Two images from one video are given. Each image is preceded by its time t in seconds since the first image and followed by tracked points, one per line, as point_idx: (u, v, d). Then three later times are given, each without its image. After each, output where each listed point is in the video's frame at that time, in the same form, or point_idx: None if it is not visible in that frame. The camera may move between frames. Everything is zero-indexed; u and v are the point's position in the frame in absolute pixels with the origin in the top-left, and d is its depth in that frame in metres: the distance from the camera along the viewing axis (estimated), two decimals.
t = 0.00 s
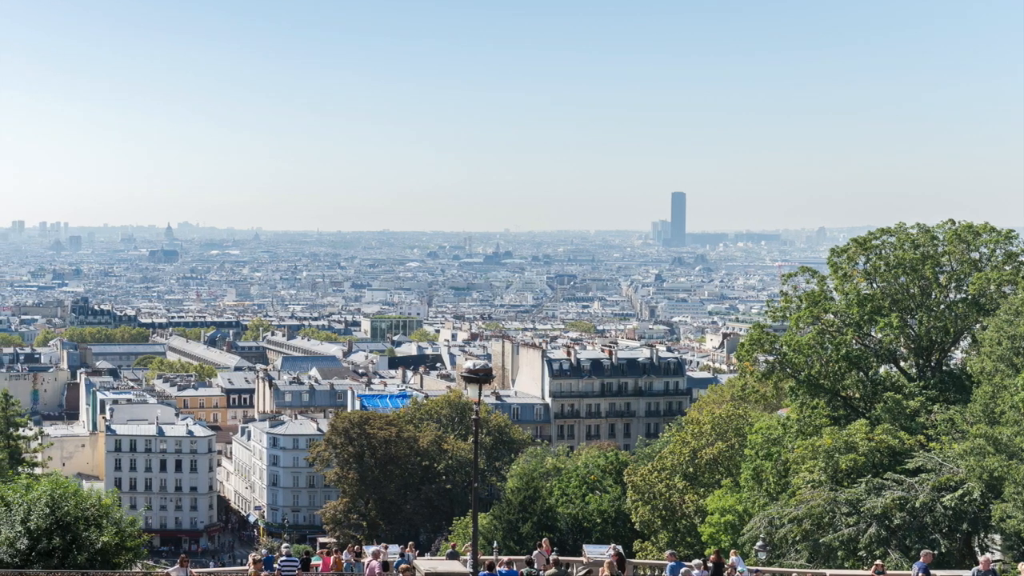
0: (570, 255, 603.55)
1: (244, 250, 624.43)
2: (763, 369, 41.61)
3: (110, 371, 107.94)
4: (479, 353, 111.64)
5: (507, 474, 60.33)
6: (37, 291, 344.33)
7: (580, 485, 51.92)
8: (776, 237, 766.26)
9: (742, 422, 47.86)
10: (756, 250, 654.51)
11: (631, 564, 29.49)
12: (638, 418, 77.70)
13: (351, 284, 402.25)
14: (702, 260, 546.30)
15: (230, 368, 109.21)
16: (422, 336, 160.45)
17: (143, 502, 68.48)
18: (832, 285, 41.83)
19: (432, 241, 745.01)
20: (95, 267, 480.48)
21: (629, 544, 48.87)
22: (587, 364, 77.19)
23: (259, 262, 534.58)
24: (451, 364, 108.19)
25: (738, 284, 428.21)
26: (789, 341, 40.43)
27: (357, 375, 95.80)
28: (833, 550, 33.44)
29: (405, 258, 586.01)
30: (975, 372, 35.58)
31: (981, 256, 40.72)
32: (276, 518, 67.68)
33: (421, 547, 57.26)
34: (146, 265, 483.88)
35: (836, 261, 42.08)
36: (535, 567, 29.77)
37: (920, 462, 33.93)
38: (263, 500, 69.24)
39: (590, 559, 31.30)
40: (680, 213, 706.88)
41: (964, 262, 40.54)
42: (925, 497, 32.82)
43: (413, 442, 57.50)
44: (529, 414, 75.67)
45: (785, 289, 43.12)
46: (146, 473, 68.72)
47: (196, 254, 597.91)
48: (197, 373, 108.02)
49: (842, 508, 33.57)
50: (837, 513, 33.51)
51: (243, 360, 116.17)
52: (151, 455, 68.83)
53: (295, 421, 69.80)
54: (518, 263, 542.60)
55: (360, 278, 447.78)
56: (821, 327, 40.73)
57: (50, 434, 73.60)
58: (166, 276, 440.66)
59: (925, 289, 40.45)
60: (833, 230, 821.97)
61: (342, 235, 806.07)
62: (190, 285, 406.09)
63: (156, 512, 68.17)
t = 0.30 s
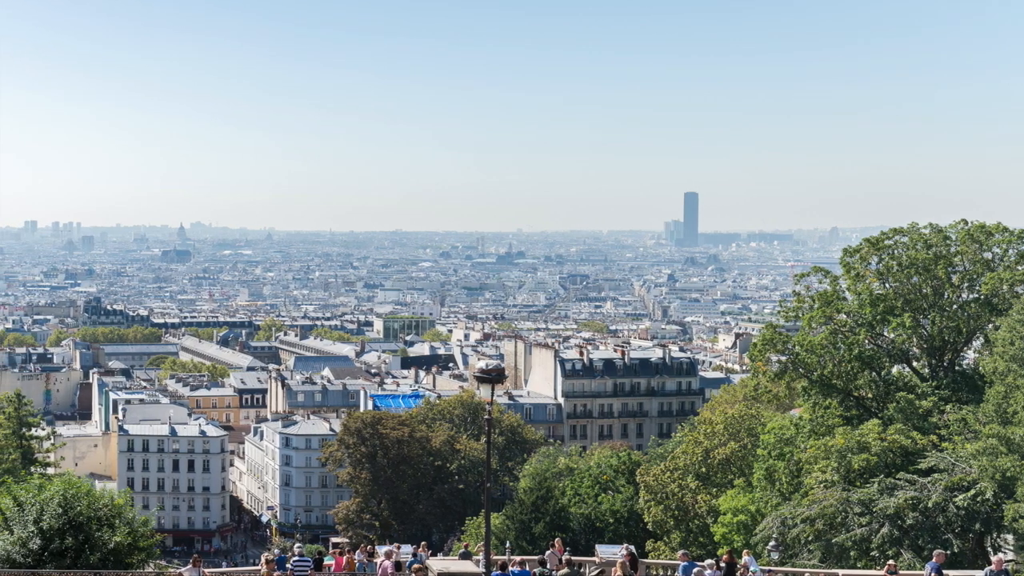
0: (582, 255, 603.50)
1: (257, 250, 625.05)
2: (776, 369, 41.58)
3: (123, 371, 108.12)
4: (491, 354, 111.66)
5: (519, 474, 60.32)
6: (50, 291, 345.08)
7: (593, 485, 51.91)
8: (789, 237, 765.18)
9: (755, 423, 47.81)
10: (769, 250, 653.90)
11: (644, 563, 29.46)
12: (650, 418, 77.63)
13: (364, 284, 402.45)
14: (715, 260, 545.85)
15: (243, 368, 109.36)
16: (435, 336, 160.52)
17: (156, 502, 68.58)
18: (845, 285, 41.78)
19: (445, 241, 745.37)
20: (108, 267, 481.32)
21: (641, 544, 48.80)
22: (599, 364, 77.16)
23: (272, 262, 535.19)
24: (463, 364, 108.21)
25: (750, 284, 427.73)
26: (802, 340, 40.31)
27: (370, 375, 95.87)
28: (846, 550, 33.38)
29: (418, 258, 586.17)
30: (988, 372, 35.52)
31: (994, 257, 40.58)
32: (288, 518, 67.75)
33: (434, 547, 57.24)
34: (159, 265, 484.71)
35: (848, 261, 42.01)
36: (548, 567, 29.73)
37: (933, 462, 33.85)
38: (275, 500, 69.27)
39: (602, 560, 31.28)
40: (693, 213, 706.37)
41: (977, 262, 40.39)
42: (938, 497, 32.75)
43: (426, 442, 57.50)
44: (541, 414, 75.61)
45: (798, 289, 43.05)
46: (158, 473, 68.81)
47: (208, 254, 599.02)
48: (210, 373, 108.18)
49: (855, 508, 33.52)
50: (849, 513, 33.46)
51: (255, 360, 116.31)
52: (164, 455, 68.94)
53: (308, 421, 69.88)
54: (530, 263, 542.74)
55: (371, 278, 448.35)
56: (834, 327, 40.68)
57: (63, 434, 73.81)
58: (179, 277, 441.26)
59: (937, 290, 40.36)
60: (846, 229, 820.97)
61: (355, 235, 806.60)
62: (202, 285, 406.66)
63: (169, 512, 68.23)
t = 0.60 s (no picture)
0: (595, 256, 603.35)
1: (269, 250, 625.72)
2: (789, 369, 41.57)
3: (136, 371, 108.33)
4: (504, 354, 111.69)
5: (532, 474, 60.33)
6: (63, 291, 345.93)
7: (605, 485, 51.90)
8: (802, 237, 764.18)
9: (768, 423, 47.75)
10: (782, 250, 653.33)
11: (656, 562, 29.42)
12: (663, 418, 77.58)
13: (377, 285, 402.70)
14: (728, 261, 545.32)
15: (255, 368, 109.52)
16: (447, 336, 160.70)
17: (168, 502, 68.69)
18: (857, 285, 41.72)
19: (457, 241, 745.62)
20: (121, 267, 482.04)
21: (654, 545, 48.51)
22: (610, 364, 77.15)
23: (284, 262, 535.76)
24: (476, 364, 108.25)
25: (763, 284, 427.38)
26: (814, 341, 40.32)
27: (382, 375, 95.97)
28: (859, 550, 33.34)
29: (430, 259, 586.25)
30: (1001, 372, 35.45)
31: (1006, 257, 40.43)
32: (301, 518, 67.82)
33: (447, 548, 57.16)
34: (172, 265, 485.52)
35: (861, 261, 41.95)
36: (561, 567, 29.70)
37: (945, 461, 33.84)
38: (288, 500, 69.34)
39: (613, 559, 31.25)
40: (705, 213, 705.79)
41: (989, 262, 40.25)
42: (948, 497, 32.67)
43: (438, 442, 57.48)
44: (554, 414, 75.63)
45: (810, 289, 43.01)
46: (171, 473, 68.93)
47: (221, 254, 600.11)
48: (222, 373, 108.34)
49: (867, 509, 33.47)
50: (862, 513, 33.42)
51: (268, 361, 116.47)
52: (176, 455, 69.04)
53: (320, 421, 69.95)
54: (543, 263, 542.64)
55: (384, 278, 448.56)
56: (846, 327, 40.66)
57: (75, 435, 73.98)
58: (192, 277, 441.77)
59: (948, 289, 40.25)
60: (859, 229, 819.81)
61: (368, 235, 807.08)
62: (215, 285, 407.35)
63: (181, 512, 68.32)
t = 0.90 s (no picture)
0: (608, 255, 603.26)
1: (282, 250, 626.43)
2: (801, 368, 41.55)
3: (148, 371, 108.52)
4: (517, 354, 111.69)
5: (545, 474, 60.34)
6: (76, 291, 346.76)
7: (618, 485, 51.90)
8: (815, 236, 763.27)
9: (780, 423, 47.73)
10: (795, 250, 652.93)
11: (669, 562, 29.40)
12: (675, 418, 77.62)
13: (389, 285, 403.04)
14: (741, 261, 544.82)
15: (267, 368, 109.68)
16: (460, 336, 160.79)
17: (181, 502, 68.79)
18: (869, 285, 41.64)
19: (470, 241, 745.85)
20: (134, 267, 482.94)
21: (666, 545, 48.62)
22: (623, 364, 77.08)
23: (297, 262, 536.31)
24: (488, 364, 108.27)
25: (775, 284, 427.02)
26: (827, 341, 40.27)
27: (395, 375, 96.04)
28: (871, 550, 33.33)
29: (442, 259, 586.41)
30: (1015, 372, 35.32)
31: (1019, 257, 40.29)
32: (314, 518, 67.88)
33: (460, 548, 57.16)
34: (184, 266, 486.33)
35: (874, 261, 41.86)
36: (573, 567, 29.67)
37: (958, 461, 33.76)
38: (300, 500, 69.41)
39: (626, 559, 31.24)
40: (718, 213, 705.20)
41: (1002, 262, 40.12)
42: (961, 497, 32.56)
43: (451, 442, 57.56)
44: (566, 414, 75.54)
45: (823, 289, 42.94)
46: (184, 473, 69.04)
47: (233, 254, 601.34)
48: (234, 373, 108.50)
49: (880, 509, 33.43)
50: (874, 514, 33.36)
51: (280, 361, 116.60)
52: (189, 455, 69.15)
53: (333, 421, 70.03)
54: (555, 263, 542.50)
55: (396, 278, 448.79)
56: (858, 327, 40.60)
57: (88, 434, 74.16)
58: (204, 277, 442.35)
59: (961, 289, 40.15)
60: (872, 229, 818.56)
61: (380, 235, 807.50)
62: (227, 285, 408.03)
63: (194, 512, 68.41)
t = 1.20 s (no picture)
0: (619, 255, 603.21)
1: (294, 250, 626.97)
2: (814, 369, 41.54)
3: (161, 371, 108.69)
4: (529, 353, 111.71)
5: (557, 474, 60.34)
6: (89, 292, 347.50)
7: (630, 485, 51.90)
8: (828, 237, 762.20)
9: (793, 423, 47.70)
10: (807, 250, 652.38)
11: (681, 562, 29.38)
12: (688, 418, 77.59)
13: (401, 285, 403.21)
14: (753, 261, 544.38)
15: (280, 368, 109.82)
16: (472, 336, 160.89)
17: (194, 502, 68.88)
18: (882, 285, 41.57)
19: (482, 241, 745.87)
20: (146, 267, 483.66)
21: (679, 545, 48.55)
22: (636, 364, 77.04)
23: (310, 262, 536.79)
24: (501, 364, 108.32)
25: (788, 284, 426.75)
26: (839, 341, 40.23)
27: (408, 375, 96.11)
28: (884, 550, 33.28)
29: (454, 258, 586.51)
30: None
31: None
32: (326, 518, 67.94)
33: (472, 548, 57.15)
34: (197, 266, 487.09)
35: (886, 261, 41.79)
36: (586, 567, 29.68)
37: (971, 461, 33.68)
38: (313, 500, 69.49)
39: (638, 559, 31.23)
40: (731, 213, 704.64)
41: (1014, 262, 40.05)
42: (974, 497, 32.49)
43: (464, 442, 57.58)
44: (579, 414, 75.46)
45: (835, 289, 42.90)
46: (196, 473, 69.16)
47: (245, 254, 602.26)
48: (247, 373, 108.63)
49: (892, 509, 33.41)
50: (887, 513, 33.34)
51: (293, 360, 116.76)
52: (201, 455, 69.26)
53: (345, 421, 70.11)
54: (568, 263, 542.49)
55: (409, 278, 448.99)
56: (871, 327, 40.54)
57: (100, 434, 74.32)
58: (217, 276, 442.91)
59: (974, 289, 40.08)
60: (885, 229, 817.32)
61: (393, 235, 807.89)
62: (240, 285, 408.65)
63: (206, 512, 68.50)
